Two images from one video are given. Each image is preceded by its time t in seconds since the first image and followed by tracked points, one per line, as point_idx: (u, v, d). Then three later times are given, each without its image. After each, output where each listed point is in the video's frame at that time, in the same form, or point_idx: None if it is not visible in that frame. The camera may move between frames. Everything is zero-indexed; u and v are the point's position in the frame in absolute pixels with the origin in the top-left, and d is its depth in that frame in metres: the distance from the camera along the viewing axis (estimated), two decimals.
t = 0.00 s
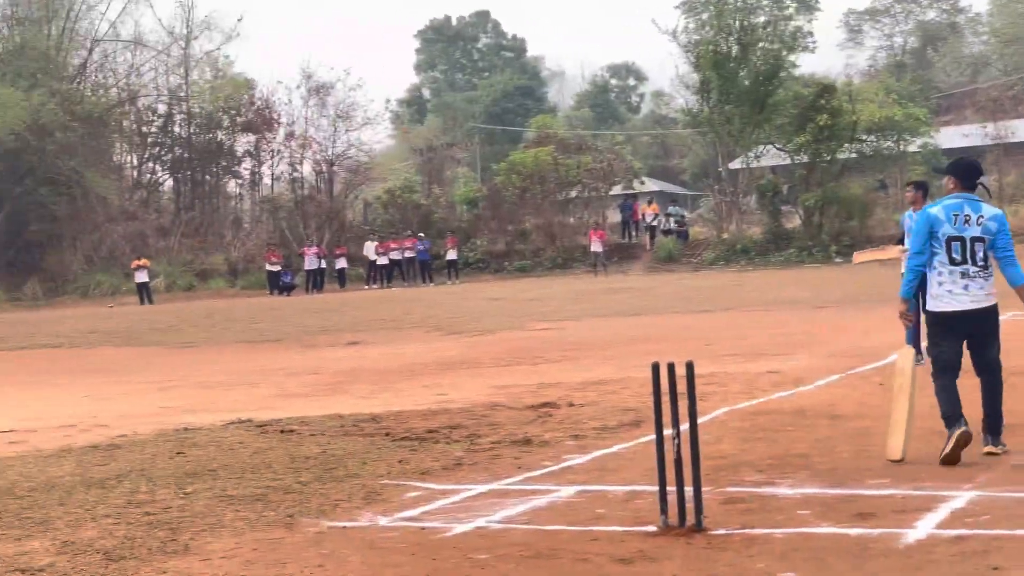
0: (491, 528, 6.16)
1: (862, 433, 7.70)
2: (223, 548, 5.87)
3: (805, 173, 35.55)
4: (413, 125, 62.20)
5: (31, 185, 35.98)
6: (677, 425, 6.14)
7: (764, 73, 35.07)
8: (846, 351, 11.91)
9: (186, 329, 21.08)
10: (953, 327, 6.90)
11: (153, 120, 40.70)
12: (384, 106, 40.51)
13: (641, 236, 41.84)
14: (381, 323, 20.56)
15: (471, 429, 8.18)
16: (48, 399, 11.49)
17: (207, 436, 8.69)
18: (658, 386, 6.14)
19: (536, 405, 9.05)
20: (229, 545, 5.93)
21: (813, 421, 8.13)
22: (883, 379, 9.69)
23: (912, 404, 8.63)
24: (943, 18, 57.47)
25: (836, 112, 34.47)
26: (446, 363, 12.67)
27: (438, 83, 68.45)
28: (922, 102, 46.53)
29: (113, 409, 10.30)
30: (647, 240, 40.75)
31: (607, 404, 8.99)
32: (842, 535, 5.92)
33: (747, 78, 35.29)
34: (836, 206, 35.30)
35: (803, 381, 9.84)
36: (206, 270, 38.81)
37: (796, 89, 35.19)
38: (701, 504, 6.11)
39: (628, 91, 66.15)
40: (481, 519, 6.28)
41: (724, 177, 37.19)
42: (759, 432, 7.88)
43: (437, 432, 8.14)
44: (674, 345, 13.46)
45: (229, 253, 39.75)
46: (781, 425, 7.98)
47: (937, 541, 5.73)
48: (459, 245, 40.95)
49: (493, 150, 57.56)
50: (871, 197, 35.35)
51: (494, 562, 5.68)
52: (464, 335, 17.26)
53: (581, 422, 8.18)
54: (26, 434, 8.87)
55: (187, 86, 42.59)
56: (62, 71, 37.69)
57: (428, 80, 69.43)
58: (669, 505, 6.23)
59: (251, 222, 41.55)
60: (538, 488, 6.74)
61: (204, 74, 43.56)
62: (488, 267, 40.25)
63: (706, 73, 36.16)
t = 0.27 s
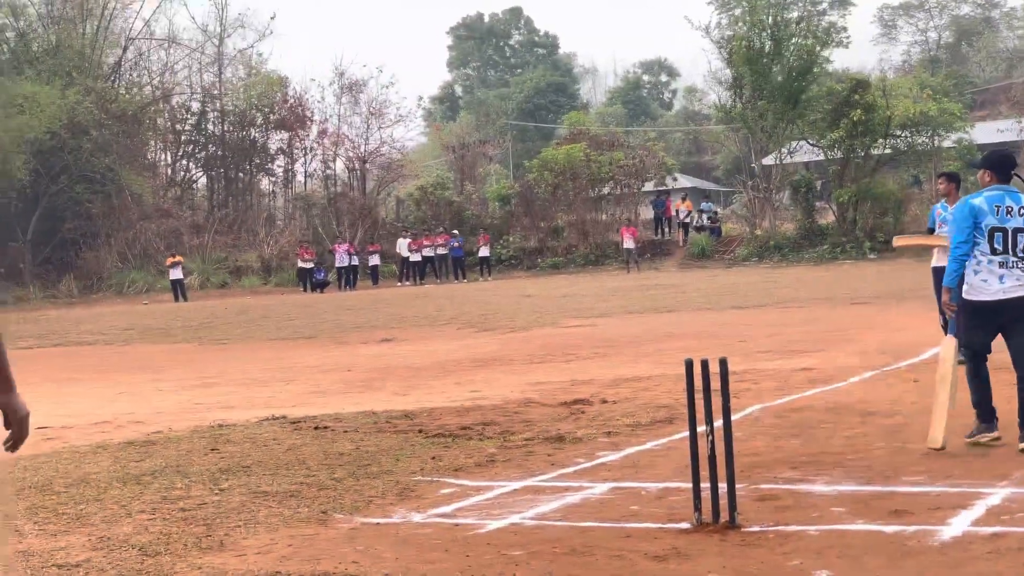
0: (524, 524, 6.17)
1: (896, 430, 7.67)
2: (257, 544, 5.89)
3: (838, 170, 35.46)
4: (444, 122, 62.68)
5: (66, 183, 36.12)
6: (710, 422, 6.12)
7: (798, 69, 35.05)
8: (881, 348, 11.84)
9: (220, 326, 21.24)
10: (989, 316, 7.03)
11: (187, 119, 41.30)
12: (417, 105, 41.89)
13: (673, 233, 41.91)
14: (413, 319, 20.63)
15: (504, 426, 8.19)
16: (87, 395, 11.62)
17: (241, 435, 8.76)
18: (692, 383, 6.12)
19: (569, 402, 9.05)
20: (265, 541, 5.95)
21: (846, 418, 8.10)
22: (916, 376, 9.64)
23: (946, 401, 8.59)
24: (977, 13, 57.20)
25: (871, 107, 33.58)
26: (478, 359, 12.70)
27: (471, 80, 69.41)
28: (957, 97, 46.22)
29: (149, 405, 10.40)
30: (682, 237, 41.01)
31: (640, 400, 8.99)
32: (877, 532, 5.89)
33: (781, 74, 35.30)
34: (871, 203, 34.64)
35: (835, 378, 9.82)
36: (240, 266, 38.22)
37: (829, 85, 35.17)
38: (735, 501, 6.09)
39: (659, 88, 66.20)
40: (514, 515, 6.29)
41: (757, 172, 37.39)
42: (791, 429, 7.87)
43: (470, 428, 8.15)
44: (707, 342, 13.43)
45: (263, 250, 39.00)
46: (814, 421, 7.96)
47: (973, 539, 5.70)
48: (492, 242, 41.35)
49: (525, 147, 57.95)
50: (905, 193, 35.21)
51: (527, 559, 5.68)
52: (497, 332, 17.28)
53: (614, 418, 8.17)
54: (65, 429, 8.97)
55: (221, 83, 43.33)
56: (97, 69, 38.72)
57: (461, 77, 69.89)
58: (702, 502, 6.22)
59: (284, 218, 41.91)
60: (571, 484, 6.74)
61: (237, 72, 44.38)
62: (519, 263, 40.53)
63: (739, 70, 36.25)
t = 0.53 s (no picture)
0: (539, 520, 6.17)
1: (911, 426, 7.66)
2: (273, 539, 5.91)
3: (855, 164, 35.02)
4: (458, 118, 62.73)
5: (81, 179, 36.00)
6: (725, 417, 6.12)
7: (813, 64, 35.01)
8: (897, 343, 11.83)
9: (236, 321, 21.31)
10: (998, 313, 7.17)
11: (202, 114, 40.78)
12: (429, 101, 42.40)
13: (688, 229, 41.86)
14: (428, 315, 20.65)
15: (519, 422, 8.20)
16: (105, 389, 11.67)
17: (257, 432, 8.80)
18: (706, 378, 6.13)
19: (584, 397, 9.06)
20: (280, 535, 5.97)
21: (861, 414, 8.10)
22: (932, 371, 9.63)
23: (962, 396, 8.57)
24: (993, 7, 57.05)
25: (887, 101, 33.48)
26: (494, 354, 12.71)
27: (485, 76, 69.08)
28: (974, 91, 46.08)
29: (166, 400, 10.43)
30: (696, 232, 40.95)
31: (656, 396, 8.99)
32: (893, 528, 5.88)
33: (796, 69, 35.22)
34: (886, 198, 35.17)
35: (850, 373, 9.81)
36: (255, 263, 38.34)
37: (844, 80, 35.11)
38: (750, 496, 6.09)
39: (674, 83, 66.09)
40: (529, 510, 6.29)
41: (772, 167, 37.52)
42: (806, 424, 7.87)
43: (486, 424, 8.16)
44: (723, 337, 13.43)
45: (278, 246, 39.17)
46: (829, 416, 7.95)
47: (989, 535, 5.69)
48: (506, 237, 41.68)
49: (540, 143, 57.99)
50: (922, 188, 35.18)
51: (542, 554, 5.69)
52: (513, 327, 17.29)
53: (630, 413, 8.17)
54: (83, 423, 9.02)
55: (235, 79, 43.34)
56: (114, 66, 38.05)
57: (477, 72, 69.53)
58: (717, 497, 6.21)
59: (298, 214, 42.46)
60: (585, 480, 6.74)
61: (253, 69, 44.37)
62: (534, 259, 40.71)
63: (755, 64, 36.15)
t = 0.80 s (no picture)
0: (534, 518, 6.18)
1: (907, 424, 7.66)
2: (267, 538, 5.91)
3: (850, 163, 35.60)
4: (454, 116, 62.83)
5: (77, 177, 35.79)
6: (721, 415, 6.12)
7: (808, 62, 34.95)
8: (893, 342, 11.85)
9: (231, 319, 21.30)
10: (982, 304, 7.48)
11: (198, 112, 40.54)
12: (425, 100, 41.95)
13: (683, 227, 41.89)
14: (424, 313, 20.67)
15: (514, 420, 8.20)
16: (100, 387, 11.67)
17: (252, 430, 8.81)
18: (702, 376, 6.13)
19: (579, 395, 9.06)
20: (275, 534, 5.97)
21: (857, 412, 8.10)
22: (927, 370, 9.64)
23: (957, 395, 8.57)
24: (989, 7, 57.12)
25: (882, 100, 33.82)
26: (490, 352, 12.73)
27: (480, 74, 69.16)
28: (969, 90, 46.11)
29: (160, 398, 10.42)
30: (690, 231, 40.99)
31: (651, 394, 9.01)
32: (888, 526, 5.89)
33: (792, 67, 35.24)
34: (880, 197, 35.30)
35: (846, 372, 9.82)
36: (250, 261, 38.80)
37: (840, 78, 35.17)
38: (745, 494, 6.09)
39: (669, 82, 66.16)
40: (524, 509, 6.29)
41: (767, 166, 37.74)
42: (802, 422, 7.87)
43: (481, 422, 8.16)
44: (719, 335, 13.43)
45: (274, 243, 39.54)
46: (824, 415, 7.96)
47: (984, 533, 5.69)
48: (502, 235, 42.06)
49: (535, 141, 58.00)
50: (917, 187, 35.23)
51: (537, 552, 5.69)
52: (509, 325, 17.29)
53: (625, 411, 8.18)
54: (78, 421, 9.03)
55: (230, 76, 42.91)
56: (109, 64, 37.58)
57: (471, 70, 69.55)
58: (713, 496, 6.21)
59: (294, 212, 42.28)
60: (580, 478, 6.74)
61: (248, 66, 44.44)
62: (529, 257, 41.24)
63: (750, 63, 36.26)
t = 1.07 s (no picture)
0: (507, 516, 6.17)
1: (881, 422, 7.69)
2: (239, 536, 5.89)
3: (823, 161, 35.56)
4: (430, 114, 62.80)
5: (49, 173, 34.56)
6: (694, 413, 6.12)
7: (782, 61, 35.08)
8: (868, 339, 11.91)
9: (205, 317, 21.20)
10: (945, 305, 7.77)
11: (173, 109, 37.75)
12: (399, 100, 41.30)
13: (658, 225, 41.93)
14: (400, 311, 20.63)
15: (488, 418, 8.20)
16: (72, 386, 11.60)
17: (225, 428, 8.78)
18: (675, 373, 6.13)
19: (554, 392, 9.08)
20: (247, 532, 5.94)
21: (833, 410, 8.12)
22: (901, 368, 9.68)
23: (931, 393, 8.62)
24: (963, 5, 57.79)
25: (856, 99, 33.79)
26: (465, 350, 12.73)
27: (455, 72, 69.39)
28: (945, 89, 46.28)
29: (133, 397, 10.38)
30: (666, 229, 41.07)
31: (625, 392, 9.02)
32: (860, 524, 5.91)
33: (766, 66, 35.32)
34: (854, 195, 35.22)
35: (821, 370, 9.85)
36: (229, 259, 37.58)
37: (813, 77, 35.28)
38: (718, 492, 6.10)
39: (645, 80, 66.20)
40: (498, 507, 6.29)
41: (742, 165, 37.75)
42: (776, 421, 7.88)
43: (455, 419, 8.16)
44: (694, 333, 13.47)
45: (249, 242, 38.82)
46: (798, 414, 7.98)
47: (955, 529, 5.73)
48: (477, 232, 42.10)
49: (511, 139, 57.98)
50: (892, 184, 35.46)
51: (509, 550, 5.69)
52: (485, 323, 17.29)
53: (599, 409, 8.19)
54: (48, 421, 8.97)
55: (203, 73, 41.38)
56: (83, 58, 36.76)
57: (446, 68, 69.84)
58: (686, 493, 6.22)
59: (269, 210, 41.74)
60: (554, 476, 6.74)
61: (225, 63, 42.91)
62: (505, 255, 41.26)
63: (724, 62, 36.41)
